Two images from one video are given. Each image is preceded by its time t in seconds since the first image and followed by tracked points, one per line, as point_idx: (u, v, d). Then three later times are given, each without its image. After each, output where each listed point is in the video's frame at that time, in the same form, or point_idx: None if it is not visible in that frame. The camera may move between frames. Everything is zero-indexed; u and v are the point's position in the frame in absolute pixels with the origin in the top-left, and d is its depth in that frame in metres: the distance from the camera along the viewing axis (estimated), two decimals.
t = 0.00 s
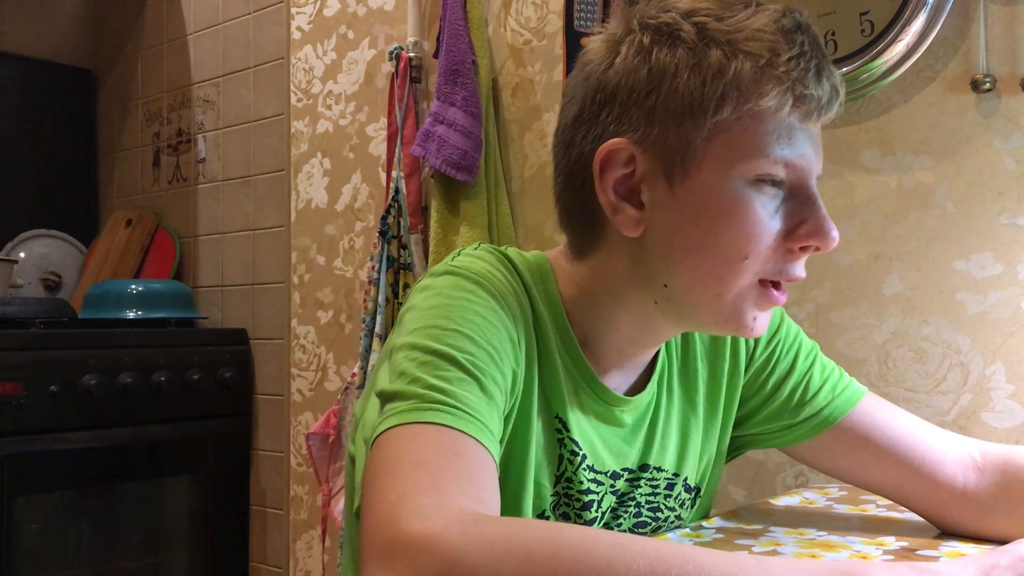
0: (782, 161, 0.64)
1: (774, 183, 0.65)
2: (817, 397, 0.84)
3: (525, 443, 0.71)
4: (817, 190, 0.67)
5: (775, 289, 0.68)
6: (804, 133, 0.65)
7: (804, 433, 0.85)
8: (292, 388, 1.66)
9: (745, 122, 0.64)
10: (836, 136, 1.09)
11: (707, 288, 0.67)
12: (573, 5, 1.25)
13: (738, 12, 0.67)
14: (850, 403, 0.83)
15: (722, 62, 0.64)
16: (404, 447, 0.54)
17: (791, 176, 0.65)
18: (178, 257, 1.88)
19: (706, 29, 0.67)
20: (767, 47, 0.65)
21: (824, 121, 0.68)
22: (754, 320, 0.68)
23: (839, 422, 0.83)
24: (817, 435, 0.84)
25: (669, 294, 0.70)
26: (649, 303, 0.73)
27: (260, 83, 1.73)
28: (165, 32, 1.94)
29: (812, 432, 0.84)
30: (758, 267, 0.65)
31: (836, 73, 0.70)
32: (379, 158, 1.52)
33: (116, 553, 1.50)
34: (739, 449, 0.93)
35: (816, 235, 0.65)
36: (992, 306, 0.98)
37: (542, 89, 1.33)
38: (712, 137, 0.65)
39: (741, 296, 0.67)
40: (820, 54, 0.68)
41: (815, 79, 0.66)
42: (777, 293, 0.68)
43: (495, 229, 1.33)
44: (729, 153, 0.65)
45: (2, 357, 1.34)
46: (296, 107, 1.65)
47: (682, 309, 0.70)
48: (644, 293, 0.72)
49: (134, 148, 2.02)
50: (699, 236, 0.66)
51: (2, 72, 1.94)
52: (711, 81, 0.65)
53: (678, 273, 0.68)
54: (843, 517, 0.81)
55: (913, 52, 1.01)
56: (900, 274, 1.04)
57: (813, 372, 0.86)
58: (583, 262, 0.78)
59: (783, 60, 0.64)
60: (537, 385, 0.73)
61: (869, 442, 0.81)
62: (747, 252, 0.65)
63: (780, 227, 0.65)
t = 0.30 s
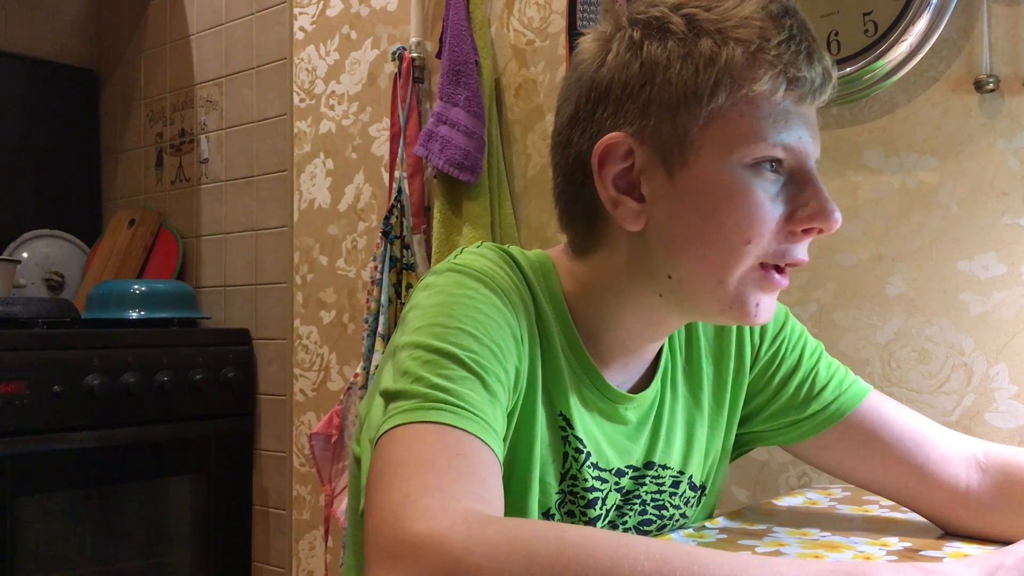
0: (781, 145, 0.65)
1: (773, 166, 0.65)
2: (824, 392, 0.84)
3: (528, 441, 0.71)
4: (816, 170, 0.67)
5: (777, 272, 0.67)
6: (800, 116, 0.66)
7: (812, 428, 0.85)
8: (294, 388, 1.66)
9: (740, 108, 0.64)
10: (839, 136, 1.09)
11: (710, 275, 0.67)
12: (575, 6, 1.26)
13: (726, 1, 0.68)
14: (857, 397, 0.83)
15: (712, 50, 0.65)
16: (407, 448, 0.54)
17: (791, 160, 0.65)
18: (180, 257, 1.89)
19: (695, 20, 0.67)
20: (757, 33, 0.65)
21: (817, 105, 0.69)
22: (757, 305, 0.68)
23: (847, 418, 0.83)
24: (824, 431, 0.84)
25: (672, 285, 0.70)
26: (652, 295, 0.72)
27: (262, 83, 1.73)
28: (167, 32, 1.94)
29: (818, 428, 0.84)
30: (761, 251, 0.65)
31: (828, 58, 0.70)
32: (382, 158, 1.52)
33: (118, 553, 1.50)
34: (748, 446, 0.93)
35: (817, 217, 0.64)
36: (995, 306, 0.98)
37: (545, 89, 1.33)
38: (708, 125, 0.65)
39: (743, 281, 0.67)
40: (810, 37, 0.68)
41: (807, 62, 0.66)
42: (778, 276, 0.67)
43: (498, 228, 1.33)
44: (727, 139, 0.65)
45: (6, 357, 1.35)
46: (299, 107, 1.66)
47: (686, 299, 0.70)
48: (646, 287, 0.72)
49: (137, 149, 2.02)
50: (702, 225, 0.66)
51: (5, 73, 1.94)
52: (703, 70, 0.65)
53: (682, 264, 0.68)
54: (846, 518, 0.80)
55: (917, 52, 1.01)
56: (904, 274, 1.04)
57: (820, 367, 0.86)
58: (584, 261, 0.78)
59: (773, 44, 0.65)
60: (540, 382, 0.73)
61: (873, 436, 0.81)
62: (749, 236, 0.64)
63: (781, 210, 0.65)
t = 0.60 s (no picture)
0: (781, 148, 0.65)
1: (773, 170, 0.65)
2: (825, 386, 0.84)
3: (527, 442, 0.71)
4: (817, 173, 0.67)
5: (781, 274, 0.68)
6: (801, 118, 0.66)
7: (811, 426, 0.85)
8: (293, 388, 1.66)
9: (741, 110, 0.64)
10: (838, 136, 1.09)
11: (709, 276, 0.67)
12: (574, 5, 1.26)
13: (727, 2, 0.68)
14: (858, 391, 0.83)
15: (713, 52, 0.65)
16: (406, 448, 0.54)
17: (792, 163, 0.65)
18: (179, 257, 1.89)
19: (696, 21, 0.67)
20: (758, 35, 0.65)
21: (819, 108, 0.68)
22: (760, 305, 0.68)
23: (851, 409, 0.83)
24: (830, 422, 0.84)
25: (674, 286, 0.70)
26: (653, 298, 0.72)
27: (261, 83, 1.73)
28: (166, 32, 1.94)
29: (819, 422, 0.84)
30: (761, 253, 0.65)
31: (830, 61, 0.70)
32: (380, 158, 1.52)
33: (116, 552, 1.50)
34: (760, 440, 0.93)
35: (817, 220, 0.65)
36: (994, 306, 0.98)
37: (543, 89, 1.33)
38: (709, 127, 0.65)
39: (744, 282, 0.66)
40: (811, 40, 0.68)
41: (808, 64, 0.66)
42: (782, 277, 0.67)
43: (496, 228, 1.33)
44: (728, 141, 0.65)
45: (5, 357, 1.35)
46: (297, 107, 1.66)
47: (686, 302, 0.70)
48: (647, 288, 0.72)
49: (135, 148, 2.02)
50: (702, 229, 0.66)
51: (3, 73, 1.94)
52: (704, 72, 0.65)
53: (681, 266, 0.68)
54: (845, 518, 0.80)
55: (915, 52, 1.01)
56: (902, 274, 1.04)
57: (820, 363, 0.86)
58: (583, 262, 0.78)
59: (774, 46, 0.65)
60: (540, 383, 0.72)
61: (876, 433, 0.81)
62: (749, 240, 0.65)
63: (782, 213, 0.65)
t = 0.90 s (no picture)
0: (800, 153, 0.64)
1: (791, 174, 0.65)
2: (838, 386, 0.84)
3: (536, 443, 0.71)
4: (834, 178, 0.66)
5: (794, 285, 0.68)
6: (821, 124, 0.65)
7: (822, 425, 0.85)
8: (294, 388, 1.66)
9: (761, 114, 0.64)
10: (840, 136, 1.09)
11: (725, 284, 0.67)
12: (576, 7, 1.25)
13: (749, 5, 0.67)
14: (873, 390, 0.84)
15: (734, 55, 0.65)
16: (413, 447, 0.54)
17: (811, 168, 0.65)
18: (181, 257, 1.89)
19: (718, 23, 0.67)
20: (780, 39, 0.64)
21: (840, 113, 0.68)
22: (773, 316, 0.68)
23: (864, 409, 0.83)
24: (844, 422, 0.84)
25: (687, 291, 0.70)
26: (666, 302, 0.73)
27: (263, 83, 1.73)
28: (167, 32, 1.94)
29: (833, 422, 0.85)
30: (777, 260, 0.65)
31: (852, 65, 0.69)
32: (382, 158, 1.52)
33: (118, 552, 1.50)
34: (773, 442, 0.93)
35: (836, 228, 0.64)
36: (996, 306, 0.98)
37: (545, 88, 1.33)
38: (728, 130, 0.65)
39: (759, 293, 0.66)
40: (834, 44, 0.67)
41: (830, 69, 0.65)
42: (795, 288, 0.68)
43: (498, 227, 1.33)
44: (746, 146, 0.65)
45: (6, 357, 1.35)
46: (299, 107, 1.66)
47: (698, 308, 0.70)
48: (662, 291, 0.72)
49: (137, 148, 2.02)
50: (717, 233, 0.66)
51: (5, 72, 1.94)
52: (724, 75, 0.65)
53: (696, 270, 0.68)
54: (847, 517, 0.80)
55: (917, 51, 1.01)
56: (904, 274, 1.04)
57: (833, 364, 0.86)
58: (598, 263, 0.78)
59: (796, 51, 0.64)
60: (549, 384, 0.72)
61: (891, 431, 0.82)
62: (765, 246, 0.64)
63: (800, 219, 0.65)
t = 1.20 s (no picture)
0: (814, 167, 0.64)
1: (806, 188, 0.65)
2: (842, 391, 0.85)
3: (540, 444, 0.71)
4: (848, 196, 0.66)
5: (802, 298, 0.68)
6: (838, 139, 0.65)
7: (825, 429, 0.85)
8: (293, 388, 1.66)
9: (778, 126, 0.64)
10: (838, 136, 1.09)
11: (733, 294, 0.67)
12: (575, 5, 1.24)
13: (773, 15, 0.67)
14: (877, 392, 0.84)
15: (755, 65, 0.64)
16: (416, 446, 0.54)
17: (824, 183, 0.65)
18: (180, 257, 1.89)
19: (741, 32, 0.67)
20: (802, 51, 0.65)
21: (857, 129, 0.68)
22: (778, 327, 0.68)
23: (868, 413, 0.83)
24: (848, 425, 0.84)
25: (693, 298, 0.70)
26: (672, 308, 0.72)
27: (262, 83, 1.73)
28: (167, 32, 1.94)
29: (836, 427, 0.85)
30: (786, 272, 0.65)
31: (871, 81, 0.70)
32: (381, 158, 1.52)
33: (117, 552, 1.50)
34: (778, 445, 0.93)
35: (845, 244, 0.64)
36: (995, 306, 0.98)
37: (544, 89, 1.33)
38: (744, 140, 0.65)
39: (766, 304, 0.66)
40: (856, 60, 0.67)
41: (851, 85, 0.65)
42: (803, 301, 0.68)
43: (497, 228, 1.33)
44: (761, 158, 0.64)
45: (5, 357, 1.35)
46: (298, 107, 1.66)
47: (705, 316, 0.70)
48: (667, 296, 0.72)
49: (136, 148, 2.02)
50: (728, 242, 0.65)
51: (4, 73, 1.94)
52: (744, 84, 0.64)
53: (706, 278, 0.68)
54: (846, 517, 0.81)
55: (916, 51, 1.01)
56: (903, 274, 1.04)
57: (838, 369, 0.86)
58: (607, 262, 0.78)
59: (818, 64, 0.64)
60: (555, 384, 0.72)
61: (896, 434, 0.82)
62: (775, 258, 0.64)
63: (811, 234, 0.65)
